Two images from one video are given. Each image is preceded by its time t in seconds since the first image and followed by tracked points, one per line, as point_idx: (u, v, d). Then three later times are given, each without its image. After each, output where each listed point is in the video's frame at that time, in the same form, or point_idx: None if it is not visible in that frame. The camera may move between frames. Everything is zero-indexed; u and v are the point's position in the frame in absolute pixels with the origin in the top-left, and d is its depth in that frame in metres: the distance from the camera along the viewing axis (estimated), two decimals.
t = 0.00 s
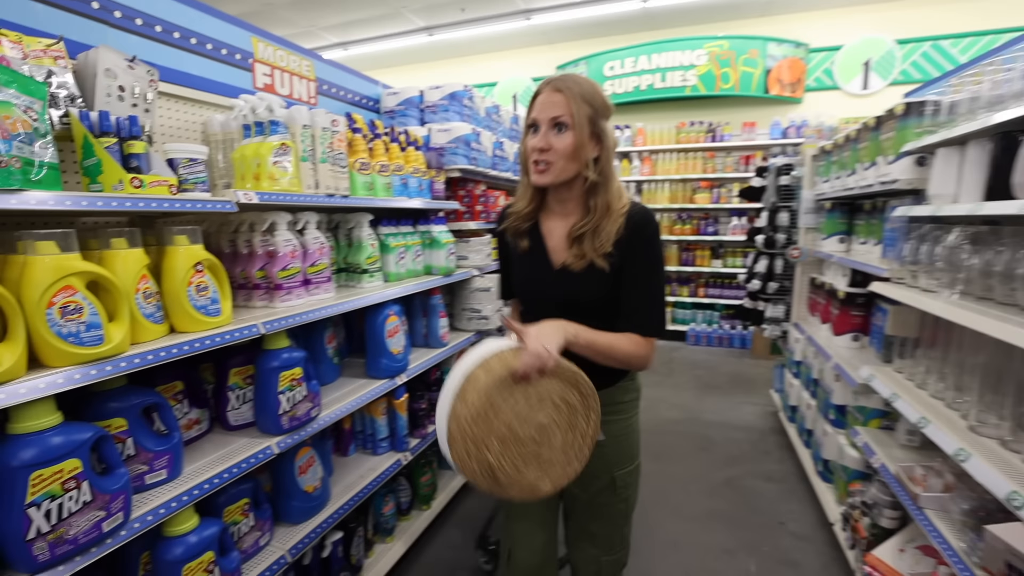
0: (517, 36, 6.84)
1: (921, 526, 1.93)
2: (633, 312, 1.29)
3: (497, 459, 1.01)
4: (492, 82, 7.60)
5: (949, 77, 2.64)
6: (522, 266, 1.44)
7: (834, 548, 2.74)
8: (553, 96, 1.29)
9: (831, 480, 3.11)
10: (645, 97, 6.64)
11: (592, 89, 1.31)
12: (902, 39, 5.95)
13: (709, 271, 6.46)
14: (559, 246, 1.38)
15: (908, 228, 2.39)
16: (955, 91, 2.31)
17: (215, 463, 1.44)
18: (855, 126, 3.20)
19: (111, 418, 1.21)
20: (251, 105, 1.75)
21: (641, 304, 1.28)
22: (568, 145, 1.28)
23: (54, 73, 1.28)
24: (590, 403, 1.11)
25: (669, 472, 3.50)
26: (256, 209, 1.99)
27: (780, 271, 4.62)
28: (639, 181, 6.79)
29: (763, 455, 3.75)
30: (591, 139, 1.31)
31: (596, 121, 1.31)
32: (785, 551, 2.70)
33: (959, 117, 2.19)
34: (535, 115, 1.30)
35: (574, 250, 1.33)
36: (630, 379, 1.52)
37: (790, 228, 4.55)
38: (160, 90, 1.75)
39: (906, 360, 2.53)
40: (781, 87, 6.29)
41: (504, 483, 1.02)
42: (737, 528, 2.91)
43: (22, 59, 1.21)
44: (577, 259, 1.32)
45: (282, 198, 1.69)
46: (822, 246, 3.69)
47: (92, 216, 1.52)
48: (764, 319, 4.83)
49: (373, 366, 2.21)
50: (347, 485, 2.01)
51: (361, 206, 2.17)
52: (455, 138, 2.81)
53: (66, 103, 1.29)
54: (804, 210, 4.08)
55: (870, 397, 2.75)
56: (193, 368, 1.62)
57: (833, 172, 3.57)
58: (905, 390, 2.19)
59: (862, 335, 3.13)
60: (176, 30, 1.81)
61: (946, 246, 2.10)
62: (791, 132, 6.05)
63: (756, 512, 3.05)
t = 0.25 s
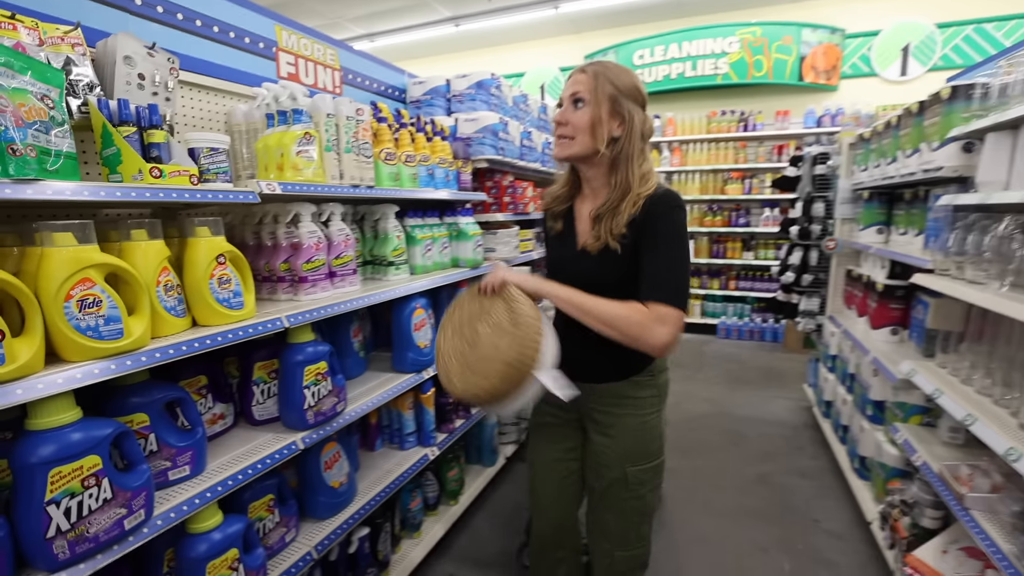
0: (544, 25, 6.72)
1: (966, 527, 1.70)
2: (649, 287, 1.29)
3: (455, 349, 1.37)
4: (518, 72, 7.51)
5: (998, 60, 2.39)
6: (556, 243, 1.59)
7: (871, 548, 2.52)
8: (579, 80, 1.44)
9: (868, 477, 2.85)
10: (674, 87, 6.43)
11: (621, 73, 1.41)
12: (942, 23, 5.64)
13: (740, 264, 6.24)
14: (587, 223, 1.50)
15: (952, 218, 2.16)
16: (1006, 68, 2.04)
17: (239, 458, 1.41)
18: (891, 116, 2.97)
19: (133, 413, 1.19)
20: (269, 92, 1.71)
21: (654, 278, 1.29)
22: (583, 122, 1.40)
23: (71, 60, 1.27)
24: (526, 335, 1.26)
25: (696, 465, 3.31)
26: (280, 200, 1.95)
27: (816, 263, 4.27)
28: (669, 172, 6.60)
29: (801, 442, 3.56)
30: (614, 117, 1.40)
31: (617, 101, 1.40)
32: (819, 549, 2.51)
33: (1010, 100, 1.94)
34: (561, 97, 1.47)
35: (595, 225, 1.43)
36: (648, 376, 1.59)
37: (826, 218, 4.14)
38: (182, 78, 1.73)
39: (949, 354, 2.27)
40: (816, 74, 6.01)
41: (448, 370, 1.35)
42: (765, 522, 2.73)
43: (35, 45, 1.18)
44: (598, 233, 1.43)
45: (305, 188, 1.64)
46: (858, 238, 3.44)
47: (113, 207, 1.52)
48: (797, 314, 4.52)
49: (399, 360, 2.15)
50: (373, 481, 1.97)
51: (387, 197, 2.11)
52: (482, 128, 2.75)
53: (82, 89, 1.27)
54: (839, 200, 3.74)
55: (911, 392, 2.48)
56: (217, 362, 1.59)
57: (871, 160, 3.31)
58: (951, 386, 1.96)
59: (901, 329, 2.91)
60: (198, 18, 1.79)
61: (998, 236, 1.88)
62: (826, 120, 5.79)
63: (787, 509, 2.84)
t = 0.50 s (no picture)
0: (550, 18, 6.63)
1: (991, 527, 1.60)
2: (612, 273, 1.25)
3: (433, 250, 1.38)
4: (524, 66, 7.42)
5: (1014, 46, 2.28)
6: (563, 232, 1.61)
7: (888, 547, 2.44)
8: (582, 69, 1.42)
9: (885, 475, 2.75)
10: (682, 79, 6.31)
11: (624, 63, 1.39)
12: (952, 14, 5.50)
13: (750, 258, 6.12)
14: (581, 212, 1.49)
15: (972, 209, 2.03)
16: None
17: (236, 463, 1.37)
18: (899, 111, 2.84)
19: (123, 418, 1.15)
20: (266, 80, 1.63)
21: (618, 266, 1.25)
22: (579, 111, 1.39)
23: (57, 50, 1.20)
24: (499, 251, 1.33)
25: (710, 464, 3.22)
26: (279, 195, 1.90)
27: (827, 255, 4.04)
28: (677, 165, 6.48)
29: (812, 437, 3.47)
30: (611, 106, 1.38)
31: (615, 91, 1.37)
32: (837, 551, 2.42)
33: None
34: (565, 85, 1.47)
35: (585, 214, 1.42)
36: (645, 369, 1.52)
37: (837, 210, 3.97)
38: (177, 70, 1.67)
39: (968, 350, 2.16)
40: (823, 66, 5.87)
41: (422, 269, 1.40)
42: (780, 523, 2.64)
43: (20, 32, 1.13)
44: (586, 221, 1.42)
45: (303, 182, 1.58)
46: (871, 231, 3.31)
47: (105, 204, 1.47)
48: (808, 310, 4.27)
49: (403, 358, 2.09)
50: (376, 484, 1.91)
51: (390, 191, 2.03)
52: (488, 120, 2.68)
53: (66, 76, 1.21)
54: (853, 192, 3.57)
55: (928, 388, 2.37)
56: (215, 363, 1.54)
57: (884, 152, 3.15)
58: (974, 382, 1.87)
59: (917, 323, 2.81)
60: (194, 8, 1.73)
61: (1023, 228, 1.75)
62: (837, 111, 5.64)
63: (803, 509, 2.75)
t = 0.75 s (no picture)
0: (551, 14, 6.54)
1: None
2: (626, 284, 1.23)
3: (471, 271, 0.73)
4: (525, 63, 7.34)
5: None
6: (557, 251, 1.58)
7: (905, 561, 2.40)
8: (551, 87, 1.35)
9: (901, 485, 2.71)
10: (685, 75, 6.22)
11: (592, 72, 1.34)
12: (964, 5, 5.42)
13: (753, 255, 6.04)
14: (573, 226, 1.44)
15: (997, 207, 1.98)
16: None
17: (228, 472, 1.34)
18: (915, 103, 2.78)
19: (108, 426, 1.12)
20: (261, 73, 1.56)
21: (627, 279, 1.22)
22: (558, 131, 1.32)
23: (44, 42, 1.14)
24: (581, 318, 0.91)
25: (716, 470, 3.18)
26: (274, 193, 1.85)
27: (836, 255, 4.05)
28: (680, 162, 6.40)
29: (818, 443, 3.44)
30: (589, 117, 1.32)
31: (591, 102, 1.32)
32: (852, 563, 2.37)
33: None
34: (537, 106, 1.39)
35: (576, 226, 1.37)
36: (640, 365, 1.48)
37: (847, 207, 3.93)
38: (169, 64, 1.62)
39: (994, 355, 2.11)
40: (832, 60, 5.78)
41: (480, 367, 0.73)
42: (793, 535, 2.59)
43: (4, 24, 1.06)
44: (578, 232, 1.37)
45: (300, 180, 1.53)
46: (887, 230, 3.25)
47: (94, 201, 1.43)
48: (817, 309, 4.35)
49: (402, 361, 2.04)
50: (372, 493, 1.88)
51: (389, 189, 1.98)
52: (489, 116, 2.63)
53: (50, 67, 1.14)
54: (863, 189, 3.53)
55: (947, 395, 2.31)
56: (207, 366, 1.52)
57: (897, 147, 3.09)
58: (1002, 390, 1.81)
59: (934, 326, 2.76)
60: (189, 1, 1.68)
61: None
62: (844, 106, 5.54)
63: (812, 518, 2.71)
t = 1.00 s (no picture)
0: (564, 14, 6.47)
1: None
2: (675, 291, 1.33)
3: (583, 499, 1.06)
4: (538, 63, 7.27)
5: None
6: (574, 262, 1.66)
7: None
8: (555, 107, 1.50)
9: (939, 502, 2.57)
10: (701, 74, 6.08)
11: (591, 88, 1.47)
12: None
13: (771, 257, 5.88)
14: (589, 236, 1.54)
15: None
16: None
17: (231, 487, 1.30)
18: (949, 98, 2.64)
19: (105, 440, 1.09)
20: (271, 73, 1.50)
21: (672, 284, 1.33)
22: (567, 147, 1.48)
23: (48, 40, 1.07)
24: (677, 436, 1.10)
25: (735, 481, 3.07)
26: (282, 195, 1.81)
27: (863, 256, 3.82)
28: (695, 162, 6.26)
29: (843, 454, 3.31)
30: (596, 132, 1.47)
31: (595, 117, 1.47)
32: None
33: None
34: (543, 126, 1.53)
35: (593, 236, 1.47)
36: (663, 368, 1.50)
37: (874, 208, 3.77)
38: (178, 64, 1.57)
39: None
40: (851, 57, 5.62)
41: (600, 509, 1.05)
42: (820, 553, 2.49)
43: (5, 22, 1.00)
44: (596, 241, 1.46)
45: (309, 181, 1.46)
46: (915, 232, 3.11)
47: (100, 203, 1.39)
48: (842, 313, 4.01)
49: (413, 368, 1.98)
50: (381, 506, 1.83)
51: (401, 190, 1.92)
52: (503, 116, 2.57)
53: (53, 68, 1.08)
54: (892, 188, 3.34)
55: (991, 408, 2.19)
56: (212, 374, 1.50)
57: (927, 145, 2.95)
58: None
59: (971, 333, 2.61)
60: None
61: None
62: (865, 104, 5.37)
63: (840, 533, 2.61)
